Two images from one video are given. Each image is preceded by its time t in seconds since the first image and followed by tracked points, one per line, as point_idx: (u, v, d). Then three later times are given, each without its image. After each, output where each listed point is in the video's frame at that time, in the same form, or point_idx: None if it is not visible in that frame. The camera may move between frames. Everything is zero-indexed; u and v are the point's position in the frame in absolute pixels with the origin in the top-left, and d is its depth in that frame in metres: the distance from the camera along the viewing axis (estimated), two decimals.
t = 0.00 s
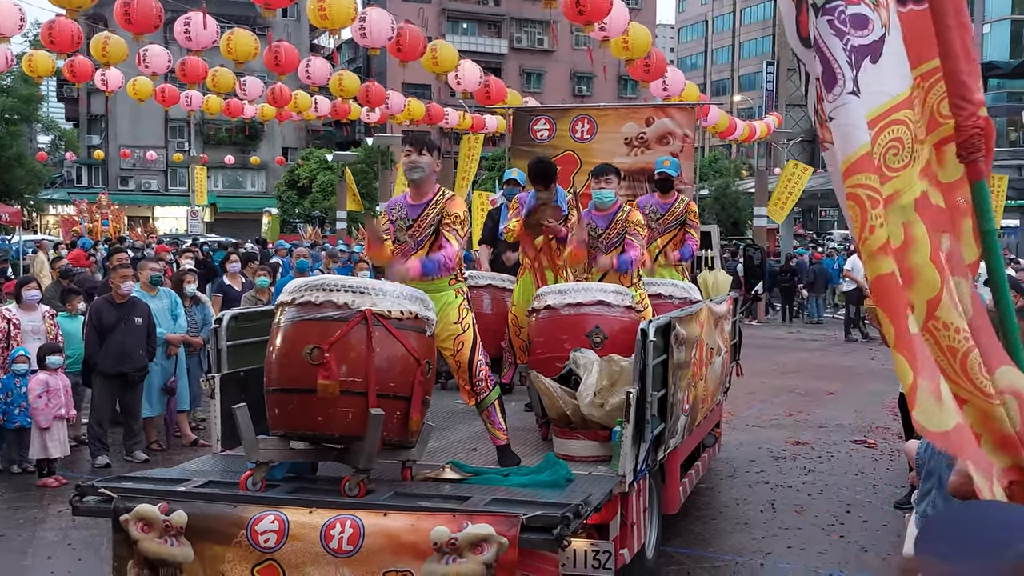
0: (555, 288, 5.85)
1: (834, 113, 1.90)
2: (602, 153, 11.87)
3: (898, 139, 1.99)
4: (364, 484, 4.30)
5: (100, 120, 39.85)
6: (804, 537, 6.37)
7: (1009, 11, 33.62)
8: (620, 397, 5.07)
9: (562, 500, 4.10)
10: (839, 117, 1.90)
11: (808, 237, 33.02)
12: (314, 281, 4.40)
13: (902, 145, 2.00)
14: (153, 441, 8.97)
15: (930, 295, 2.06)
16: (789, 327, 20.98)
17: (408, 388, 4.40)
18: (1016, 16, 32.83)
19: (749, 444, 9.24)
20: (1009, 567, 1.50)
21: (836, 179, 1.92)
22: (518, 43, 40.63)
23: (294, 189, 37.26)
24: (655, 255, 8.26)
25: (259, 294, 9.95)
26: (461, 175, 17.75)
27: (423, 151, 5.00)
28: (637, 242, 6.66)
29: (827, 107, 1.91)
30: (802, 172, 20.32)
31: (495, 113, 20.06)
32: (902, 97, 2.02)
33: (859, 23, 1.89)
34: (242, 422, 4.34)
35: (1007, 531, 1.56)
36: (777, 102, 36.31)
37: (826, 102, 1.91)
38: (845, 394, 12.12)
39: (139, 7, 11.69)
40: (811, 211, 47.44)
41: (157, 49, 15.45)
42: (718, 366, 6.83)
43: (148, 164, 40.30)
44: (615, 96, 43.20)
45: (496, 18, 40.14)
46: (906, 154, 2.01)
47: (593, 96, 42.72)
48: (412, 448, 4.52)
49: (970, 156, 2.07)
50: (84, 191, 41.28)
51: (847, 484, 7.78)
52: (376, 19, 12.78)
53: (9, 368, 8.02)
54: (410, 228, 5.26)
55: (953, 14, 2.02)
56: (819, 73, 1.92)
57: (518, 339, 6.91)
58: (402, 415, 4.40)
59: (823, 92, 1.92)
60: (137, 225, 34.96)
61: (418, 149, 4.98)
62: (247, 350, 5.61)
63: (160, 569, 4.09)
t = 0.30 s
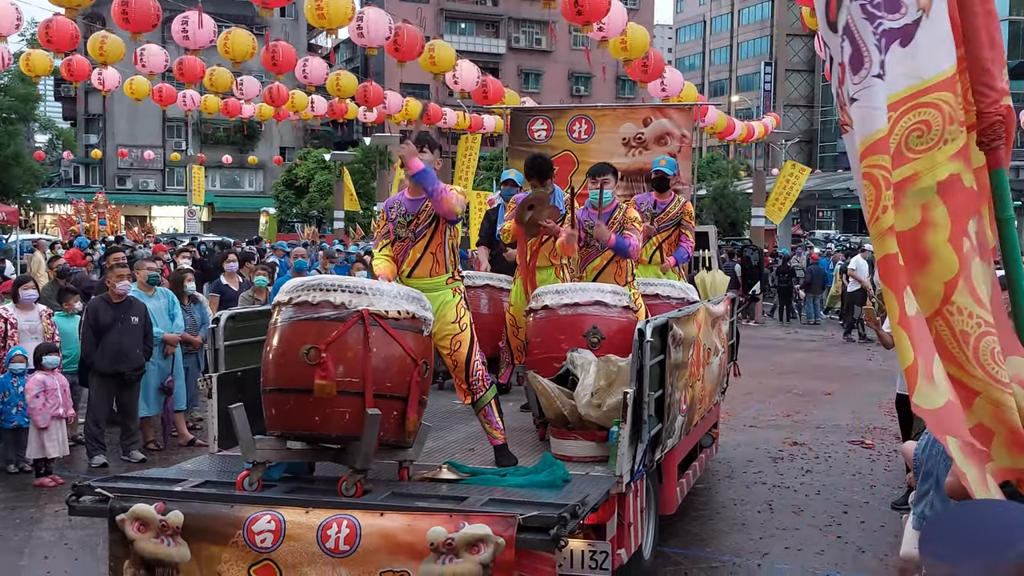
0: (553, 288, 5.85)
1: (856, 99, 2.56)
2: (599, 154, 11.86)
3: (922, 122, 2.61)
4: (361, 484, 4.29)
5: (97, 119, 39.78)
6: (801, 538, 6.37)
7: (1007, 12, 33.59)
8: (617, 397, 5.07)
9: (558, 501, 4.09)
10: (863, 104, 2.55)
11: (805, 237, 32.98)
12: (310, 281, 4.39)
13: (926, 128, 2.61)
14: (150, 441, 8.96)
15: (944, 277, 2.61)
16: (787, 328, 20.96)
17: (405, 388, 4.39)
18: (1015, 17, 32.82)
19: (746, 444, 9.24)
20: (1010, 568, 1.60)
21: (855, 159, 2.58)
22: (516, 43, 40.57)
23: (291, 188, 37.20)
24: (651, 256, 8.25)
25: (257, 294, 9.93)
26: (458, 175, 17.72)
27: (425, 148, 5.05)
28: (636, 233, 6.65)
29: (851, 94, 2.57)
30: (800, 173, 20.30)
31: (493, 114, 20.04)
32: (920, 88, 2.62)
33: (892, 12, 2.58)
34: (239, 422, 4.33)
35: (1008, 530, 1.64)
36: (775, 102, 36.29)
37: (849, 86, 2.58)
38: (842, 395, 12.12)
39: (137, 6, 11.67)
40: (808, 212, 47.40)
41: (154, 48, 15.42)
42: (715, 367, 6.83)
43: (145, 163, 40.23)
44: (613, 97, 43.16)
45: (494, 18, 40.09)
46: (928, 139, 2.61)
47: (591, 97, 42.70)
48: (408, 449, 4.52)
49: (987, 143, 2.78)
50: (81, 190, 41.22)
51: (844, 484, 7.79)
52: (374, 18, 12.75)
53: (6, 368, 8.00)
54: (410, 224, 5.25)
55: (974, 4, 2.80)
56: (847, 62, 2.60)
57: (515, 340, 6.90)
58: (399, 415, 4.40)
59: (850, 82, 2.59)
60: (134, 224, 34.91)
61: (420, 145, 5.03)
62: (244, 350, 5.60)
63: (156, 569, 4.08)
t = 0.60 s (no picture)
0: (549, 289, 5.86)
1: (880, 114, 1.81)
2: (595, 154, 11.86)
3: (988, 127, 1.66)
4: (356, 485, 4.29)
5: (92, 119, 39.70)
6: (794, 538, 6.37)
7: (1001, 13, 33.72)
8: (612, 398, 5.06)
9: (553, 501, 4.08)
10: (886, 114, 1.79)
11: (800, 237, 33.07)
12: (305, 281, 4.38)
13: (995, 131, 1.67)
14: (144, 441, 8.94)
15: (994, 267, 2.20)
16: (781, 328, 21.00)
17: (400, 389, 4.39)
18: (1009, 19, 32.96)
19: (741, 444, 9.25)
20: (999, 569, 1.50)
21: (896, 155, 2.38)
22: (512, 44, 40.61)
23: (286, 188, 37.20)
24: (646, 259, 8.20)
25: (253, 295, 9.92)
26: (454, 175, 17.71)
27: (417, 150, 5.08)
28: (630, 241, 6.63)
29: (888, 84, 1.77)
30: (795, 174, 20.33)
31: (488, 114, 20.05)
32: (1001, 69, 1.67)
33: None
34: (233, 422, 4.33)
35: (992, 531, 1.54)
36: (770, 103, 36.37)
37: (869, 102, 1.82)
38: (836, 395, 12.13)
39: (132, 6, 11.65)
40: (803, 212, 47.52)
41: (149, 48, 15.39)
42: (710, 367, 6.83)
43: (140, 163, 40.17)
44: (608, 97, 43.23)
45: (490, 19, 40.15)
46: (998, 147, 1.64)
47: (587, 97, 42.76)
48: (403, 449, 4.51)
49: None
50: (76, 190, 41.16)
51: (838, 485, 7.80)
52: (370, 18, 12.74)
53: None
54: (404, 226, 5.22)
55: None
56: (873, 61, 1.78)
57: (510, 340, 6.91)
58: (393, 416, 4.39)
59: (890, 75, 1.76)
60: (129, 224, 34.88)
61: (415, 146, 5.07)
62: (239, 350, 5.58)
63: (149, 569, 4.06)
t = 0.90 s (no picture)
0: (544, 288, 5.84)
1: (893, 99, 2.12)
2: (590, 154, 11.86)
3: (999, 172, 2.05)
4: (351, 485, 4.28)
5: (88, 119, 39.64)
6: (790, 538, 6.38)
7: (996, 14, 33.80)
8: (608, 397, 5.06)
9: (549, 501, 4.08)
10: (904, 96, 2.11)
11: (795, 238, 33.12)
12: (301, 281, 4.38)
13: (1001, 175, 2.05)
14: (140, 441, 8.93)
15: None
16: (777, 329, 21.01)
17: (395, 388, 4.38)
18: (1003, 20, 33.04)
19: (736, 444, 9.25)
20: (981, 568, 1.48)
21: (937, 135, 2.08)
22: (508, 44, 40.61)
23: (282, 189, 37.17)
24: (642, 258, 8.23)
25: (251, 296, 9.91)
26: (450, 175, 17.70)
27: (415, 150, 5.07)
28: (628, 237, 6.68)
29: (904, 68, 2.09)
30: (791, 174, 20.34)
31: (484, 114, 20.04)
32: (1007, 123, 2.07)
33: None
34: (228, 422, 4.32)
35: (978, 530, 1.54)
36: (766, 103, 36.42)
37: (884, 86, 2.13)
38: (832, 395, 12.14)
39: (127, 6, 11.63)
40: (799, 213, 47.54)
41: (144, 48, 15.36)
42: (706, 367, 6.83)
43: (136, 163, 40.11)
44: (604, 98, 43.24)
45: (486, 19, 40.18)
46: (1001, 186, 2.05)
47: (583, 98, 42.78)
48: (399, 449, 4.51)
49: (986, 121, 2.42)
50: (71, 190, 41.10)
51: (834, 484, 7.81)
52: (365, 19, 12.73)
53: None
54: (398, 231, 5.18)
55: None
56: (909, 59, 2.08)
57: (506, 340, 6.91)
58: (389, 416, 4.39)
59: (911, 61, 2.08)
60: (125, 224, 34.83)
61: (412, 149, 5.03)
62: (234, 350, 5.58)
63: (145, 569, 4.05)
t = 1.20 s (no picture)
0: (539, 289, 5.84)
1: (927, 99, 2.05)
2: (585, 155, 11.87)
3: None
4: (345, 486, 4.28)
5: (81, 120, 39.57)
6: (784, 539, 6.38)
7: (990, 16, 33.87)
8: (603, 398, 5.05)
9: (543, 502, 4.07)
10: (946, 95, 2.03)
11: (790, 239, 33.17)
12: (294, 282, 4.37)
13: None
14: (133, 442, 8.92)
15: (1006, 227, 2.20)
16: (772, 329, 21.03)
17: (389, 389, 4.38)
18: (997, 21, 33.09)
19: (731, 445, 9.26)
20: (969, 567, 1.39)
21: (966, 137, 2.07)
22: (502, 45, 40.61)
23: (276, 189, 37.12)
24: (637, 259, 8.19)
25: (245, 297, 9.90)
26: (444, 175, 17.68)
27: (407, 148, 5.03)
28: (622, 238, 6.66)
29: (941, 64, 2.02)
30: (786, 175, 20.37)
31: (479, 115, 20.03)
32: None
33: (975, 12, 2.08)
34: (222, 423, 4.31)
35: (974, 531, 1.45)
36: (761, 104, 36.45)
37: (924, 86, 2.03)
38: (826, 396, 12.16)
39: (120, 6, 11.61)
40: (793, 214, 47.63)
41: (138, 48, 15.33)
42: (700, 368, 6.82)
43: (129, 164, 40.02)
44: (599, 98, 43.24)
45: (481, 20, 40.18)
46: None
47: (578, 98, 42.78)
48: (392, 450, 4.50)
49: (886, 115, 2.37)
50: (65, 191, 41.03)
51: (828, 485, 7.82)
52: (359, 19, 12.72)
53: None
54: (397, 228, 5.24)
55: None
56: (923, 50, 1.99)
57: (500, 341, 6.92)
58: (383, 417, 4.38)
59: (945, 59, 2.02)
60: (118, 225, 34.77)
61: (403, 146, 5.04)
62: (229, 351, 5.57)
63: (138, 571, 4.04)
